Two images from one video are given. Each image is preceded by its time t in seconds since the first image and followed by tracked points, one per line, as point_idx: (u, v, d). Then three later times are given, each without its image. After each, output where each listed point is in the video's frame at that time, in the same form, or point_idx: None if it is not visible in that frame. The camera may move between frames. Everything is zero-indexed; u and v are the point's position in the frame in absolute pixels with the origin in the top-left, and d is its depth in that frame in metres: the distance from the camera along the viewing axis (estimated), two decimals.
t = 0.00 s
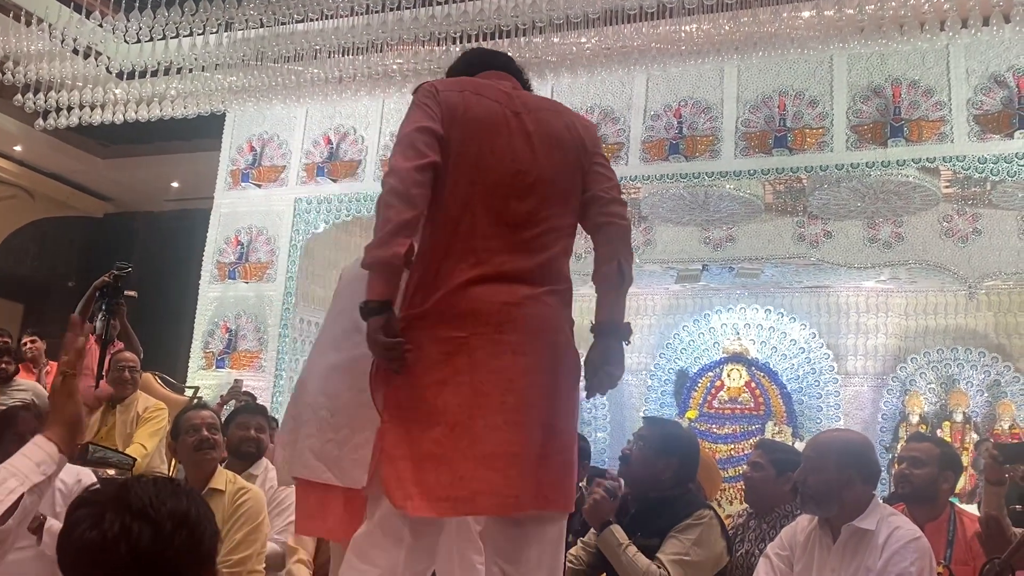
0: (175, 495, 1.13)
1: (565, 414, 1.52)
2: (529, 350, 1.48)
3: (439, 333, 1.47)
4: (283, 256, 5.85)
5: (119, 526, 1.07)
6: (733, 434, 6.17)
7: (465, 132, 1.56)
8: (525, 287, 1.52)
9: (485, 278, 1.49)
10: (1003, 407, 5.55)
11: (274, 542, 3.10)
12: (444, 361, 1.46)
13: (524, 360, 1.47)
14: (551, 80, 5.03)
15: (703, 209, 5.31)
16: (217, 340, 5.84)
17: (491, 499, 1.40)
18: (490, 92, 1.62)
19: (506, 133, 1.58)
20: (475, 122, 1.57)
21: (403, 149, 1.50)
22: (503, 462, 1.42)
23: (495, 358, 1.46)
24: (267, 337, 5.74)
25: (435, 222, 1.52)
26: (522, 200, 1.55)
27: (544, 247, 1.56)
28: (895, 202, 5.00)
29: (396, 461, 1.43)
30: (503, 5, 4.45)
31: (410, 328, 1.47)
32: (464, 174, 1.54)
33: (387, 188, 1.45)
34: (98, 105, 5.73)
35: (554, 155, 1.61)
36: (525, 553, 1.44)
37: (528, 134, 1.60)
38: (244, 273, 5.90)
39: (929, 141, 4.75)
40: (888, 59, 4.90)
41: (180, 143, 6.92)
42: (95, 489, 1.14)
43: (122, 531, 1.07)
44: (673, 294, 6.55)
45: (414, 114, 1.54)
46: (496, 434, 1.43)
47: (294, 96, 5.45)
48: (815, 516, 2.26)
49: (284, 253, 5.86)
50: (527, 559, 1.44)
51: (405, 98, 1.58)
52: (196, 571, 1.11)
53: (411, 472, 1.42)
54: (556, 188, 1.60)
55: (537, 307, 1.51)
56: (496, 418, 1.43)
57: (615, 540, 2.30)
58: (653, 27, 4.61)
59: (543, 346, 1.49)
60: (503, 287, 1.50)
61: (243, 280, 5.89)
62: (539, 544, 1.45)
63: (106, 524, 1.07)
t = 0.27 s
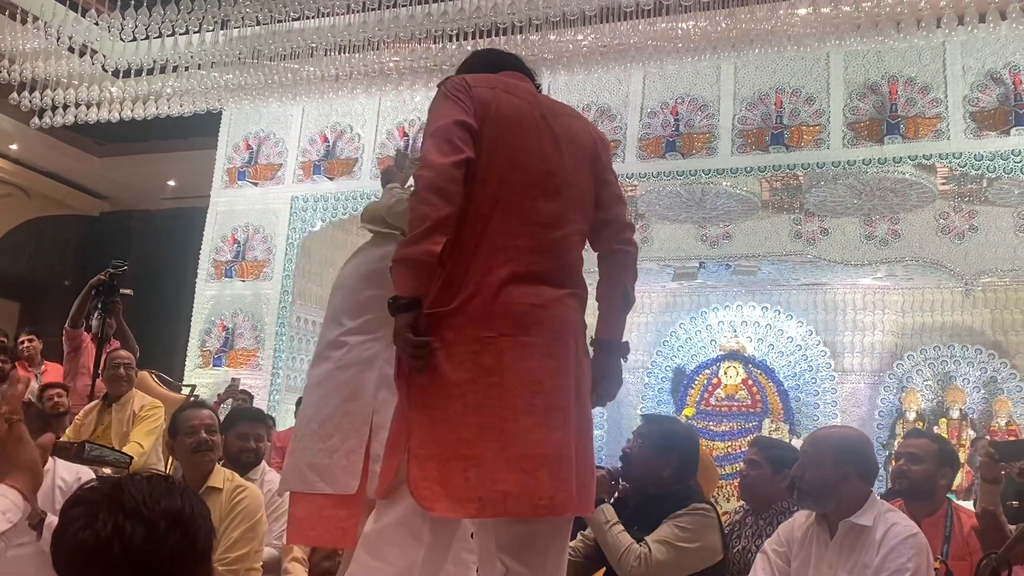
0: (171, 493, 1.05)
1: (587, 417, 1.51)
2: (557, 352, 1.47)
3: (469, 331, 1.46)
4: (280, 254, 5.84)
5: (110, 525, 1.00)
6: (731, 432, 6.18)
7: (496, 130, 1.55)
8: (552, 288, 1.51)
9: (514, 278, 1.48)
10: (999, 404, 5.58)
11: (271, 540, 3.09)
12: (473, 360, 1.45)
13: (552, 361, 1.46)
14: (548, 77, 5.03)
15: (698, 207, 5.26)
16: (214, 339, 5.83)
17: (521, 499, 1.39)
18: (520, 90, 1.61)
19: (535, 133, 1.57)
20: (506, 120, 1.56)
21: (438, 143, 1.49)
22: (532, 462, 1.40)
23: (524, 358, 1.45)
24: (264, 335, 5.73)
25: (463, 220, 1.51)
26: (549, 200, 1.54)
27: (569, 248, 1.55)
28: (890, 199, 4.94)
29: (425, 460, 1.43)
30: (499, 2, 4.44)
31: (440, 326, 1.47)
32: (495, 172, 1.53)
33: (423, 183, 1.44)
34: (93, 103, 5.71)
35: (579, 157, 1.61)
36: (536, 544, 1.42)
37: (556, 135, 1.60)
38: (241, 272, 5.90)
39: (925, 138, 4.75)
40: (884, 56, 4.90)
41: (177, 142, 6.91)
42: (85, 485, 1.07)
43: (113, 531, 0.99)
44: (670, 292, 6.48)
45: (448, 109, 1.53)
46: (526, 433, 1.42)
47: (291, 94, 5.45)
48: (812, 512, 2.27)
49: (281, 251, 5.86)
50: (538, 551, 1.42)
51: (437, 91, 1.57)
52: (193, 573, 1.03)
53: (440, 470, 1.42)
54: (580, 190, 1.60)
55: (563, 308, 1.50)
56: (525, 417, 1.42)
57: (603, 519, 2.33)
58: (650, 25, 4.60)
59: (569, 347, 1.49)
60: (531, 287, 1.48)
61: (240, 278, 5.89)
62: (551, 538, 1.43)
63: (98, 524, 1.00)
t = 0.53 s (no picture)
0: (167, 491, 1.05)
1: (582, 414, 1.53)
2: (558, 350, 1.48)
3: (474, 327, 1.45)
4: (276, 252, 5.84)
5: (107, 522, 1.00)
6: (726, 428, 6.17)
7: (503, 125, 1.54)
8: (551, 286, 1.52)
9: (517, 275, 1.48)
10: (994, 399, 5.58)
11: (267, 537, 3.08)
12: (478, 356, 1.44)
13: (554, 359, 1.47)
14: (543, 73, 5.02)
15: (695, 202, 5.40)
16: (210, 337, 5.82)
17: (531, 494, 1.38)
18: (524, 87, 1.61)
19: (539, 131, 1.57)
20: (511, 116, 1.56)
21: (448, 137, 1.47)
22: (539, 459, 1.40)
23: (529, 355, 1.45)
24: (261, 333, 5.73)
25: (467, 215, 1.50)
26: (551, 198, 1.55)
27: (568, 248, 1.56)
28: (886, 195, 5.10)
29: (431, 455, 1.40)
30: None
31: (444, 321, 1.45)
32: (501, 168, 1.52)
33: (436, 176, 1.42)
34: (87, 101, 5.69)
35: (576, 158, 1.62)
36: (535, 540, 1.42)
37: (556, 134, 1.60)
38: (236, 269, 5.89)
39: (920, 134, 4.76)
40: (879, 52, 4.88)
41: (171, 139, 6.90)
42: (82, 482, 1.07)
43: (110, 528, 0.99)
44: (666, 288, 6.58)
45: (457, 102, 1.51)
46: (532, 429, 1.42)
47: (286, 92, 5.44)
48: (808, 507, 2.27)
49: (276, 249, 5.85)
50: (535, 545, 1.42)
51: (444, 83, 1.54)
52: (187, 570, 1.03)
53: (447, 466, 1.40)
54: (577, 190, 1.61)
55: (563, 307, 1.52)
56: (532, 413, 1.42)
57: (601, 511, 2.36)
58: (646, 21, 4.59)
59: (568, 346, 1.50)
60: (533, 284, 1.49)
61: (236, 276, 5.88)
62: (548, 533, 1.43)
63: (94, 521, 1.00)
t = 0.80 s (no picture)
0: (161, 489, 1.05)
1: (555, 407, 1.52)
2: (528, 344, 1.47)
3: (442, 323, 1.45)
4: (269, 249, 5.83)
5: (99, 519, 1.00)
6: (720, 424, 6.19)
7: (473, 118, 1.53)
8: (522, 279, 1.51)
9: (486, 270, 1.47)
10: (987, 395, 5.61)
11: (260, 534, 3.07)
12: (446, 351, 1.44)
13: (523, 353, 1.46)
14: (537, 69, 5.01)
15: (688, 198, 5.22)
16: (203, 334, 5.81)
17: (496, 490, 1.38)
18: (496, 77, 1.58)
19: (510, 123, 1.56)
20: (481, 108, 1.54)
21: (414, 132, 1.45)
22: (507, 454, 1.40)
23: (497, 350, 1.44)
24: (254, 330, 5.72)
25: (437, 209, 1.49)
26: (522, 190, 1.53)
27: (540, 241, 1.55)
28: (879, 190, 4.94)
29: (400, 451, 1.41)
30: None
31: (412, 317, 1.45)
32: (470, 161, 1.51)
33: (399, 175, 1.41)
34: (80, 98, 5.67)
35: (549, 148, 1.60)
36: (514, 536, 1.41)
37: (529, 125, 1.58)
38: (230, 266, 5.88)
39: (913, 129, 4.78)
40: (872, 48, 4.89)
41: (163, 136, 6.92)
42: (75, 478, 1.07)
43: (101, 525, 0.99)
44: (659, 285, 6.55)
45: (425, 95, 1.49)
46: (500, 424, 1.41)
47: (279, 88, 5.43)
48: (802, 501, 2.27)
49: (270, 246, 5.84)
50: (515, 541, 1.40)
51: (414, 75, 1.53)
52: (180, 568, 1.03)
53: (415, 461, 1.40)
54: (550, 181, 1.59)
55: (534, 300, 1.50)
56: (500, 408, 1.42)
57: (602, 522, 2.38)
58: (638, 17, 4.59)
59: (539, 338, 1.49)
60: (502, 278, 1.48)
61: (229, 273, 5.87)
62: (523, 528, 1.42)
63: (87, 517, 1.00)
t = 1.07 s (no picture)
0: (147, 486, 1.05)
1: (521, 397, 1.53)
2: (491, 338, 1.48)
3: (404, 319, 1.46)
4: (261, 246, 5.84)
5: (85, 516, 0.99)
6: (712, 419, 6.19)
7: (434, 112, 1.53)
8: (486, 272, 1.52)
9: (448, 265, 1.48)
10: (978, 388, 5.62)
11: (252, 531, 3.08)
12: (409, 346, 1.45)
13: (486, 347, 1.47)
14: (528, 65, 5.01)
15: (679, 192, 5.34)
16: (195, 331, 5.80)
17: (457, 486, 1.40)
18: (460, 69, 1.58)
19: (474, 115, 1.56)
20: (443, 101, 1.54)
21: (373, 128, 1.46)
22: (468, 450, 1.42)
23: (459, 345, 1.45)
24: (246, 327, 5.71)
25: (400, 205, 1.50)
26: (486, 183, 1.54)
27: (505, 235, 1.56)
28: (870, 186, 5.08)
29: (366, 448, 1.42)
30: None
31: (375, 314, 1.47)
32: (433, 155, 1.51)
33: (357, 172, 1.42)
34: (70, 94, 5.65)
35: (517, 138, 1.60)
36: (489, 536, 1.44)
37: (494, 115, 1.58)
38: (221, 263, 5.87)
39: (904, 125, 4.78)
40: (863, 43, 4.88)
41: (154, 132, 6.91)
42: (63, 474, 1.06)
43: (88, 523, 0.99)
44: (652, 280, 6.58)
45: (384, 91, 1.50)
46: (462, 419, 1.43)
47: (269, 84, 5.42)
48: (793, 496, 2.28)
49: (261, 242, 5.84)
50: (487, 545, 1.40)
51: (375, 69, 1.53)
52: (166, 565, 1.03)
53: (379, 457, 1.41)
54: (516, 171, 1.59)
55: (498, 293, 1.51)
56: (462, 403, 1.44)
57: (595, 522, 2.38)
58: (630, 13, 4.59)
59: (504, 332, 1.50)
60: (464, 273, 1.49)
61: (220, 270, 5.86)
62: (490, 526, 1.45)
63: (73, 515, 0.99)
